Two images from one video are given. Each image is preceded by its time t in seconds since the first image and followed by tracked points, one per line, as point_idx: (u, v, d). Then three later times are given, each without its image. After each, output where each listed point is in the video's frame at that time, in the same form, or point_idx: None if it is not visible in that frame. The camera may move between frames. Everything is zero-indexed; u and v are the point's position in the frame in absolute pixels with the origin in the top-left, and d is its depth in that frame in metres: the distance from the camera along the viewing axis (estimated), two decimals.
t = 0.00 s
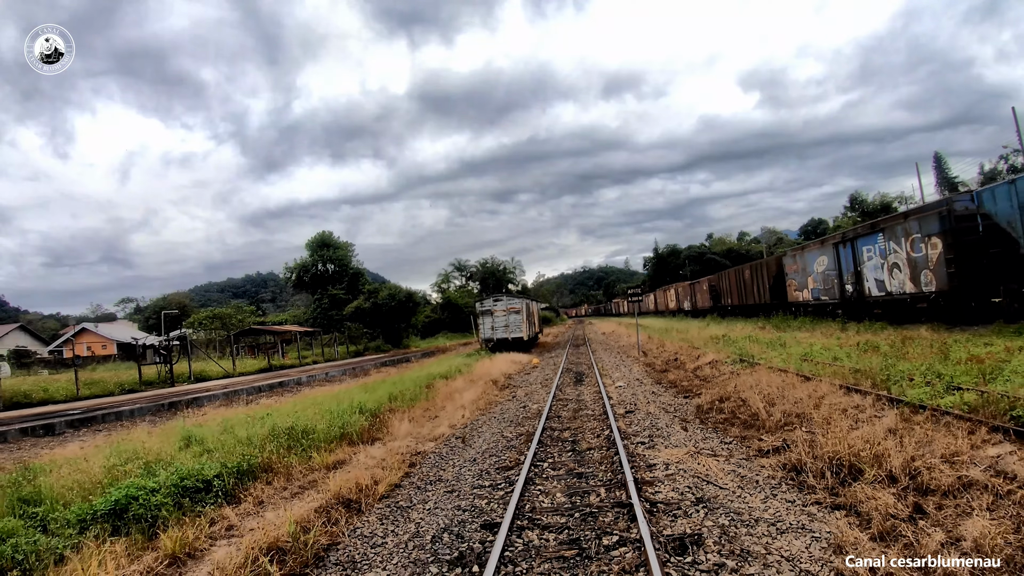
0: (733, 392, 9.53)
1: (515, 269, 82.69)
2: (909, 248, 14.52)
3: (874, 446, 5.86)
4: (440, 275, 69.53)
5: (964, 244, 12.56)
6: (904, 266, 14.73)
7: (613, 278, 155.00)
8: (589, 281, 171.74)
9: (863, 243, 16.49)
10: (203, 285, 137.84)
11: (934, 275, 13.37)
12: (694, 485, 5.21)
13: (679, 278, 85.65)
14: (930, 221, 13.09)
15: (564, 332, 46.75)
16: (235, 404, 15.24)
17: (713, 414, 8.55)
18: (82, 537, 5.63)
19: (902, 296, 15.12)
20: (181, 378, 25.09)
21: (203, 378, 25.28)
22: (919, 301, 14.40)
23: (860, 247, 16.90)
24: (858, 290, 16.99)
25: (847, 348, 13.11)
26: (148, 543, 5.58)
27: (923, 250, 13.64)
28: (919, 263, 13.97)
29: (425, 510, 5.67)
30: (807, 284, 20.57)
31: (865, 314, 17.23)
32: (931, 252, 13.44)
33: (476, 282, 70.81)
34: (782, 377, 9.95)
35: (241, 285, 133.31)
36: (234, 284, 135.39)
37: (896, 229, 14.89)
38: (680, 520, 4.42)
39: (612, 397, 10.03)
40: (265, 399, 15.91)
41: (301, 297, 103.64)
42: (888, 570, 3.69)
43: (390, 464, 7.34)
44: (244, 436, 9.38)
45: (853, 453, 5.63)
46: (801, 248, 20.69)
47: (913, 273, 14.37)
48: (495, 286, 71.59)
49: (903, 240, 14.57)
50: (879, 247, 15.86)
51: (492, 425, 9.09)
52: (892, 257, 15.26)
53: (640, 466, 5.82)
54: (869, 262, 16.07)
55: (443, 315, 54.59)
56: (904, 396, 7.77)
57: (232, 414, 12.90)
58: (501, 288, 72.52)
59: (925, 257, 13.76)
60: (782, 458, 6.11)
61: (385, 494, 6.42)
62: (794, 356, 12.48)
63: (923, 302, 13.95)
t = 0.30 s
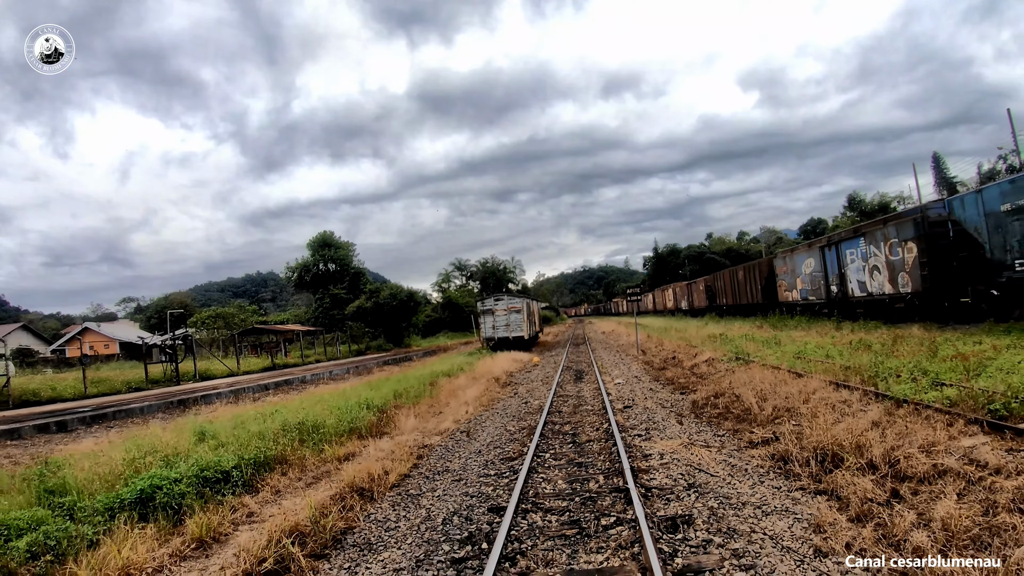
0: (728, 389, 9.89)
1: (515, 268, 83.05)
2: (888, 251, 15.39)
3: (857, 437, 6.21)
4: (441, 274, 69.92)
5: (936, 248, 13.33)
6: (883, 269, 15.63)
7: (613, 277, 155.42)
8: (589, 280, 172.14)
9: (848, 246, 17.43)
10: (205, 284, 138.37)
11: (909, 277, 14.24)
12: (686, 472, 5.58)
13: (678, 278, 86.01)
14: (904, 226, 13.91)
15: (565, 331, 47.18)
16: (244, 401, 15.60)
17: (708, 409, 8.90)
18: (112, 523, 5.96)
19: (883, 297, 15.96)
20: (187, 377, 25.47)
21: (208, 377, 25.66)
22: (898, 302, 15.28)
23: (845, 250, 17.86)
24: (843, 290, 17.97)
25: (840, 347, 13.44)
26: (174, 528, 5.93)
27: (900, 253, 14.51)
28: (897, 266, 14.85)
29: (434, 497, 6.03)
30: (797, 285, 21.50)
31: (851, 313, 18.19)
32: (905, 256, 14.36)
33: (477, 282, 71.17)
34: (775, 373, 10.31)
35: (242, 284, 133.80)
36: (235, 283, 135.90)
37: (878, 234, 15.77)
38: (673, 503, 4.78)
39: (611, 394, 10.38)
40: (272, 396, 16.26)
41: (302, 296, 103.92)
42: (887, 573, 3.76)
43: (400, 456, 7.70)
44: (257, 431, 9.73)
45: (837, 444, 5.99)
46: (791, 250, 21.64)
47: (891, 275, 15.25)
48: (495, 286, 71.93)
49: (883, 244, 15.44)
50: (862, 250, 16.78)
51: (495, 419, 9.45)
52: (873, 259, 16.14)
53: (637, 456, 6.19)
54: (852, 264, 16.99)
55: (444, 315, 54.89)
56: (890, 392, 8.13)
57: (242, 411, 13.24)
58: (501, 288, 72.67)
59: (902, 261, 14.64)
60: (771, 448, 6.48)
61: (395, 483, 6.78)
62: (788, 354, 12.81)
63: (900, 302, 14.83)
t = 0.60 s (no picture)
0: (722, 385, 10.24)
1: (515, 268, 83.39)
2: (869, 255, 16.64)
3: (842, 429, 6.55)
4: (441, 274, 70.26)
5: (913, 252, 14.51)
6: (865, 270, 16.78)
7: (612, 276, 155.63)
8: (589, 280, 172.46)
9: (833, 248, 18.53)
10: (206, 284, 138.73)
11: (888, 279, 15.40)
12: (680, 461, 5.94)
13: (678, 277, 86.32)
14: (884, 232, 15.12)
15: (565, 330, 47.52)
16: (250, 398, 15.95)
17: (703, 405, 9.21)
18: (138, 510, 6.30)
19: (865, 297, 17.19)
20: (192, 375, 25.84)
21: (213, 375, 26.06)
22: (878, 301, 16.44)
23: (830, 252, 18.97)
24: (829, 290, 19.11)
25: (835, 345, 13.76)
26: (198, 514, 6.29)
27: (880, 256, 15.65)
28: (877, 268, 16.01)
29: (442, 485, 6.39)
30: (786, 285, 22.59)
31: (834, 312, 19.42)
32: (885, 259, 15.59)
33: (477, 281, 71.50)
34: (769, 370, 10.66)
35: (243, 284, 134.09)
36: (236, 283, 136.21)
37: (860, 237, 16.88)
38: (666, 488, 5.15)
39: (611, 390, 10.73)
40: (278, 393, 16.60)
41: (302, 296, 103.99)
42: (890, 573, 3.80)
43: (408, 448, 8.06)
44: (268, 426, 10.09)
45: (822, 435, 6.34)
46: (780, 251, 22.71)
47: (872, 276, 16.48)
48: (496, 285, 72.24)
49: (864, 248, 16.68)
50: (845, 253, 17.89)
51: (499, 415, 9.80)
52: (855, 262, 17.39)
53: (634, 447, 6.54)
54: (837, 266, 18.20)
55: (445, 314, 55.18)
56: (877, 388, 8.49)
57: (250, 407, 13.60)
58: (502, 287, 72.97)
59: (882, 263, 15.80)
60: (761, 439, 6.84)
61: (404, 473, 7.14)
62: (783, 352, 13.15)
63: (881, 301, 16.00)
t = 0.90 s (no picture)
0: (717, 382, 10.60)
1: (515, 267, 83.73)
2: (852, 257, 17.53)
3: (828, 422, 6.91)
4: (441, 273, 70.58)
5: (891, 255, 15.57)
6: (848, 272, 17.69)
7: (612, 276, 155.96)
8: (589, 279, 172.76)
9: (820, 251, 19.47)
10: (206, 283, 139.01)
11: (870, 280, 16.31)
12: (674, 452, 6.31)
13: (677, 276, 86.65)
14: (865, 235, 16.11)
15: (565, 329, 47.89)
16: (256, 396, 16.29)
17: (698, 401, 9.58)
18: (162, 499, 6.65)
19: (848, 297, 18.02)
20: (196, 374, 26.15)
21: (217, 374, 26.39)
22: (859, 300, 17.35)
23: (817, 254, 19.90)
24: (815, 290, 19.99)
25: (829, 343, 14.10)
26: (219, 503, 6.65)
27: (862, 259, 16.59)
28: (859, 270, 16.93)
29: (449, 475, 6.75)
30: (775, 286, 23.34)
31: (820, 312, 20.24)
32: (866, 261, 16.49)
33: (477, 280, 71.81)
34: (763, 367, 11.03)
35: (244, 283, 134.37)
36: (236, 282, 136.43)
37: (844, 241, 17.82)
38: (660, 476, 5.51)
39: (609, 387, 11.11)
40: (284, 391, 16.93)
41: (303, 296, 104.28)
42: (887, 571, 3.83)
43: (415, 442, 8.42)
44: (279, 421, 10.44)
45: (809, 427, 6.70)
46: (769, 254, 23.40)
47: (855, 277, 17.33)
48: (496, 284, 72.55)
49: (847, 251, 17.59)
50: (831, 255, 18.82)
51: (501, 410, 10.15)
52: (840, 264, 18.27)
53: (630, 439, 6.91)
54: (823, 268, 19.09)
55: (445, 313, 55.48)
56: (864, 383, 8.87)
57: (258, 404, 13.94)
58: (501, 286, 73.29)
59: (864, 265, 16.73)
60: (751, 432, 7.21)
61: (412, 465, 7.50)
62: (778, 350, 13.49)
63: (863, 301, 16.92)
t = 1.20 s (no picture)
0: (713, 378, 10.97)
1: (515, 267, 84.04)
2: (836, 259, 18.29)
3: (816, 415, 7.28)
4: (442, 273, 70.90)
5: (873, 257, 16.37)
6: (834, 273, 18.39)
7: (612, 275, 156.30)
8: (588, 278, 173.09)
9: (808, 253, 20.13)
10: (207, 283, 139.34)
11: (853, 281, 17.05)
12: (668, 443, 6.69)
13: (676, 275, 86.99)
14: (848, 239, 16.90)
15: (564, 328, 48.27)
16: (263, 393, 16.63)
17: (694, 396, 9.95)
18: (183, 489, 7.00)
19: (833, 297, 18.77)
20: (201, 373, 26.47)
21: (222, 373, 26.74)
22: (844, 300, 18.12)
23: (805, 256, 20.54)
24: (804, 291, 20.66)
25: (824, 341, 14.46)
26: (238, 492, 7.02)
27: (845, 261, 17.35)
28: (843, 271, 17.64)
29: (456, 465, 7.12)
30: (766, 285, 24.04)
31: (809, 311, 20.92)
32: (849, 263, 17.28)
33: (477, 280, 72.13)
34: (758, 364, 11.38)
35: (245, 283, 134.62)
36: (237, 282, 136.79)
37: (830, 243, 18.56)
38: (655, 464, 5.89)
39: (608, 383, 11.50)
40: (290, 389, 17.27)
41: (304, 295, 104.64)
42: (887, 572, 3.84)
43: (421, 435, 8.80)
44: (288, 417, 10.80)
45: (797, 420, 7.08)
46: (760, 257, 24.02)
47: (839, 279, 18.10)
48: (496, 284, 72.89)
49: (832, 253, 18.35)
50: (818, 257, 19.52)
51: (504, 406, 10.51)
52: (825, 265, 19.00)
53: (627, 431, 7.29)
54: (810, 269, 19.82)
55: (445, 313, 55.79)
56: (853, 379, 9.26)
57: (266, 401, 14.30)
58: (501, 285, 73.64)
59: (847, 267, 17.46)
60: (743, 425, 7.58)
61: (420, 457, 7.87)
62: (774, 348, 13.83)
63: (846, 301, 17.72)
